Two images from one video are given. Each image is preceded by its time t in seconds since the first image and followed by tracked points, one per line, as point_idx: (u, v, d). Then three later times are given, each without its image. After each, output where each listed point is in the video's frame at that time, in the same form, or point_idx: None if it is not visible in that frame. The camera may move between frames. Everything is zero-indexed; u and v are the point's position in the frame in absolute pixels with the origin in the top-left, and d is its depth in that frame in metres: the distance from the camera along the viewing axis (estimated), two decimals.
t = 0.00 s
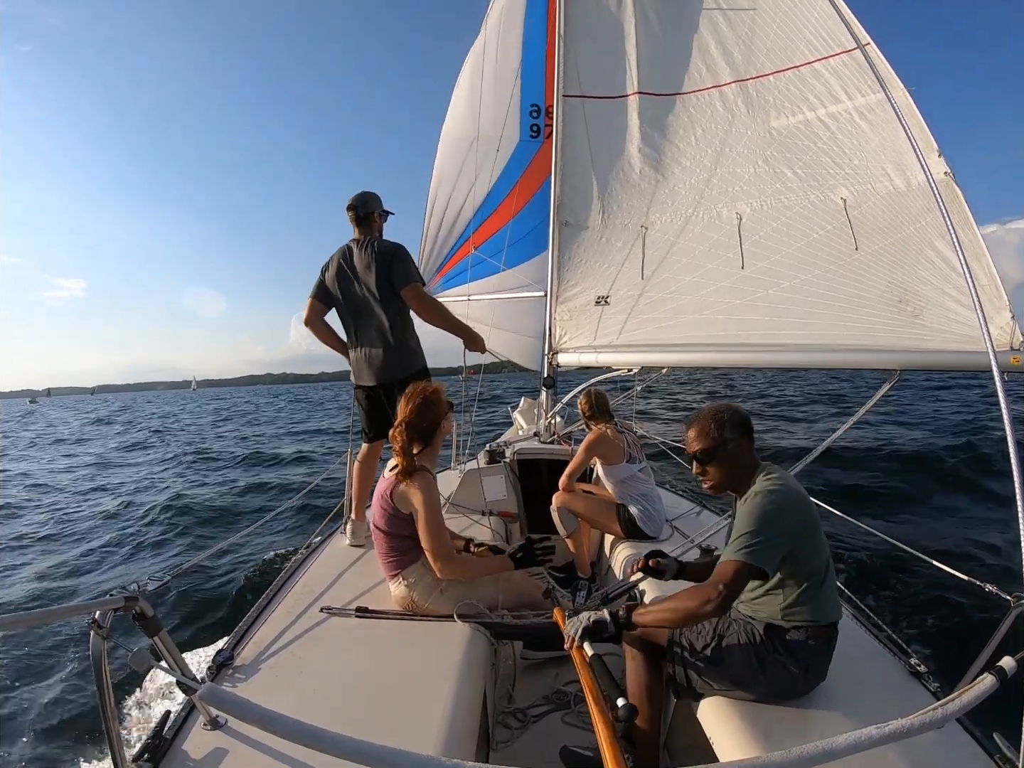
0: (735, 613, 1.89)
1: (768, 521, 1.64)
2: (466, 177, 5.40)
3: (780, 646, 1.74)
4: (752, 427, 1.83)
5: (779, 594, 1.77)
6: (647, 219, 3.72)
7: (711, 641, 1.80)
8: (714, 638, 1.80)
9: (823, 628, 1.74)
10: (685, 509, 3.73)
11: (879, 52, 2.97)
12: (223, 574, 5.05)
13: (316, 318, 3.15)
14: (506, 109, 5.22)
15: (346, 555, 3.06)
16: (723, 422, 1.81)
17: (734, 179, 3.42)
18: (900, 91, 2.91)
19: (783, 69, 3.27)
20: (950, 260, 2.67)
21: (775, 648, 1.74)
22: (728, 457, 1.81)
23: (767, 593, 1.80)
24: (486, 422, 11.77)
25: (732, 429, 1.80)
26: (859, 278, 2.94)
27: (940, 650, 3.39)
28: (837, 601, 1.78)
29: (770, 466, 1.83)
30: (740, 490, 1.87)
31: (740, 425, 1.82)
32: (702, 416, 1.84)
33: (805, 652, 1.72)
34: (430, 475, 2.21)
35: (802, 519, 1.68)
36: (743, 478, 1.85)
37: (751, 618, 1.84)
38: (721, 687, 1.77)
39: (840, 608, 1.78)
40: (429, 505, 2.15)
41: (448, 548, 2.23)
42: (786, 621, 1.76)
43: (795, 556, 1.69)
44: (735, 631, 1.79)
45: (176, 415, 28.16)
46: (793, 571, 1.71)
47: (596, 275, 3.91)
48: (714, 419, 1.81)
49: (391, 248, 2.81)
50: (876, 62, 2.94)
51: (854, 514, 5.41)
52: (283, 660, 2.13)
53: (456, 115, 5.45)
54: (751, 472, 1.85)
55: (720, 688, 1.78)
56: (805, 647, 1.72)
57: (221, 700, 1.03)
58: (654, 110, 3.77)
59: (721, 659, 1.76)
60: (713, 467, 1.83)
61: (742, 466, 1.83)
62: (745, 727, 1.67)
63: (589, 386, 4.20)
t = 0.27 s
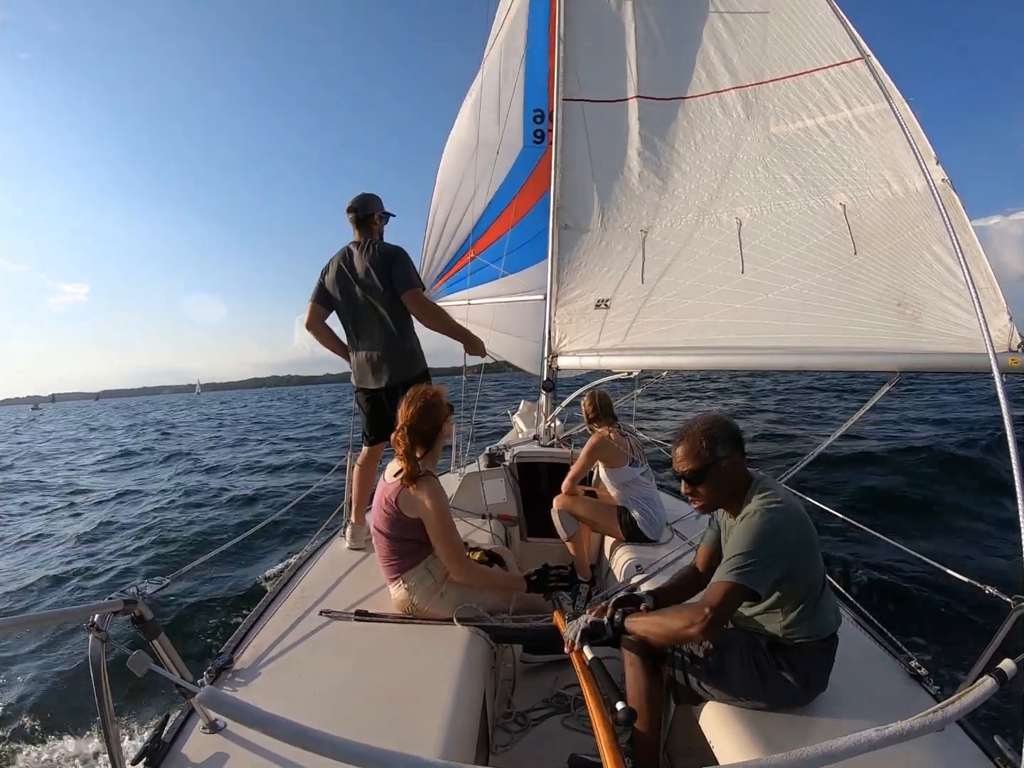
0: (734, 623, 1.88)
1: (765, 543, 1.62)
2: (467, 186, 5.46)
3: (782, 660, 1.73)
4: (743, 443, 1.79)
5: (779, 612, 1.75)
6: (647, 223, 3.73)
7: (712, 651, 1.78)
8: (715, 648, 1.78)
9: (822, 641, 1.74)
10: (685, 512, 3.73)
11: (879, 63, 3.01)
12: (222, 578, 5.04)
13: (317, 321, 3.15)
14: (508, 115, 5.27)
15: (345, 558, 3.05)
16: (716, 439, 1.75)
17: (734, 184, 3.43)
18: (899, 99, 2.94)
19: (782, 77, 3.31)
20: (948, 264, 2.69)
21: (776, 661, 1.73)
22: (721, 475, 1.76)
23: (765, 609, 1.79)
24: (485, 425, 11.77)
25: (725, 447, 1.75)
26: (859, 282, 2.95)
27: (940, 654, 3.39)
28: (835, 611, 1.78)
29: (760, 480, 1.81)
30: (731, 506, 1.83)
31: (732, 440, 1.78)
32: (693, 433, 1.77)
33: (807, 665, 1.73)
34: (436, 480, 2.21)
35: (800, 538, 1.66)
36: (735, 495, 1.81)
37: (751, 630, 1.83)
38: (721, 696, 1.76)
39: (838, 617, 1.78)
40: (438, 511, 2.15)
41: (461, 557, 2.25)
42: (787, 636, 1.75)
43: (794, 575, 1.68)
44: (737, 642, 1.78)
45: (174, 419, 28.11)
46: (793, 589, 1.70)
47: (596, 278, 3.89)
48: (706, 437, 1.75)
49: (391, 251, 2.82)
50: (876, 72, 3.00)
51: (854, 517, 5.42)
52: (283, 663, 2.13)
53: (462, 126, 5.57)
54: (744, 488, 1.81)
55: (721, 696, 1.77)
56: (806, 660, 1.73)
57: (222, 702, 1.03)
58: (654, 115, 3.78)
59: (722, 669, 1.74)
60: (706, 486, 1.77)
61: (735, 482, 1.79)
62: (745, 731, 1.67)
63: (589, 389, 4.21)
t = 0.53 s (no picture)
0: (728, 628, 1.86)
1: (754, 556, 1.61)
2: (465, 190, 5.50)
3: (779, 663, 1.73)
4: (728, 453, 1.77)
5: (770, 619, 1.75)
6: (643, 222, 3.73)
7: (708, 653, 1.76)
8: (712, 651, 1.76)
9: (816, 644, 1.74)
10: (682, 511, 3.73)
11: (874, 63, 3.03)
12: (220, 580, 5.03)
13: (312, 321, 3.15)
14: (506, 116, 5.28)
15: (343, 559, 3.05)
16: (702, 453, 1.73)
17: (730, 184, 3.44)
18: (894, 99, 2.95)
19: (777, 77, 3.33)
20: (943, 263, 2.70)
21: (773, 664, 1.73)
22: (707, 489, 1.74)
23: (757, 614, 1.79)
24: (483, 425, 11.77)
25: (709, 462, 1.73)
26: (855, 281, 2.96)
27: (937, 651, 3.40)
28: (826, 612, 1.78)
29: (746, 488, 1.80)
30: (718, 517, 1.81)
31: (718, 453, 1.76)
32: (676, 447, 1.74)
33: (804, 668, 1.73)
34: (433, 481, 2.20)
35: (788, 547, 1.65)
36: (722, 506, 1.79)
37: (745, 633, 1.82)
38: (718, 697, 1.76)
39: (829, 617, 1.78)
40: (437, 511, 2.15)
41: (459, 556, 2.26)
42: (780, 640, 1.74)
43: (784, 584, 1.67)
44: (733, 645, 1.76)
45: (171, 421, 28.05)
46: (783, 598, 1.69)
47: (593, 278, 3.88)
48: (690, 451, 1.72)
49: (387, 251, 2.82)
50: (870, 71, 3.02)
51: (851, 516, 5.43)
52: (281, 664, 2.13)
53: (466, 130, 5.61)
54: (730, 499, 1.79)
55: (718, 697, 1.77)
56: (802, 664, 1.73)
57: (220, 703, 1.03)
58: (650, 114, 3.78)
59: (719, 671, 1.74)
60: (693, 501, 1.74)
61: (721, 495, 1.77)
62: (744, 730, 1.67)
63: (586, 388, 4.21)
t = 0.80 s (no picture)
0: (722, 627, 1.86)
1: (744, 558, 1.60)
2: (465, 186, 5.44)
3: (773, 662, 1.74)
4: (718, 459, 1.76)
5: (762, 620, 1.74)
6: (643, 220, 3.72)
7: (704, 651, 1.76)
8: (707, 649, 1.75)
9: (810, 643, 1.74)
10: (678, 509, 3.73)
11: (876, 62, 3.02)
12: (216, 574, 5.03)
13: (310, 316, 3.14)
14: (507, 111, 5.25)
15: (339, 554, 3.05)
16: (692, 460, 1.72)
17: (730, 182, 3.43)
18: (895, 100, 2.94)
19: (779, 75, 3.31)
20: (942, 265, 2.69)
21: (768, 663, 1.73)
22: (697, 495, 1.73)
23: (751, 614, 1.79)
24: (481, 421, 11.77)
25: (699, 468, 1.72)
26: (855, 282, 2.95)
27: (931, 652, 3.40)
28: (819, 614, 1.77)
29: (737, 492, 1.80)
30: (707, 522, 1.81)
31: (709, 459, 1.75)
32: (666, 452, 1.73)
33: (799, 667, 1.74)
34: (422, 478, 2.18)
35: (778, 548, 1.64)
36: (712, 511, 1.79)
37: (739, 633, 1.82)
38: (711, 694, 1.76)
39: (822, 618, 1.77)
40: (416, 507, 2.13)
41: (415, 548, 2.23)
42: (772, 642, 1.74)
43: (775, 585, 1.67)
44: (728, 643, 1.75)
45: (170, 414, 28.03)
46: (776, 598, 1.69)
47: (592, 275, 3.87)
48: (680, 456, 1.72)
49: (387, 247, 2.81)
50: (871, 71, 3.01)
51: (848, 516, 5.43)
52: (276, 659, 2.13)
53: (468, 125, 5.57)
54: (719, 504, 1.79)
55: (712, 694, 1.77)
56: (797, 663, 1.74)
57: (213, 698, 1.03)
58: (651, 111, 3.76)
59: (714, 669, 1.73)
60: (682, 508, 1.74)
61: (711, 500, 1.76)
62: (737, 729, 1.67)
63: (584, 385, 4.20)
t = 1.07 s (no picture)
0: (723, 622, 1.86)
1: (747, 552, 1.60)
2: (467, 182, 5.43)
3: (775, 659, 1.74)
4: (724, 454, 1.76)
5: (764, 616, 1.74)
6: (646, 218, 3.71)
7: (706, 647, 1.76)
8: (709, 646, 1.75)
9: (813, 640, 1.74)
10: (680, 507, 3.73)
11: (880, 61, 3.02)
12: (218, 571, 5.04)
13: (315, 313, 3.14)
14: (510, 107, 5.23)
15: (341, 550, 3.05)
16: (697, 453, 1.72)
17: (734, 181, 3.42)
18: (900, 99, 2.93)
19: (784, 74, 3.31)
20: (946, 264, 2.69)
21: (770, 660, 1.74)
22: (702, 489, 1.73)
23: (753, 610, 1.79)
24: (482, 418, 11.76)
25: (704, 462, 1.72)
26: (858, 281, 2.94)
27: (932, 651, 3.41)
28: (821, 610, 1.77)
29: (741, 487, 1.80)
30: (711, 517, 1.81)
31: (714, 454, 1.75)
32: (672, 445, 1.73)
33: (801, 664, 1.74)
34: (422, 476, 2.19)
35: (780, 543, 1.65)
36: (715, 506, 1.79)
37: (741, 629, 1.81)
38: (712, 690, 1.77)
39: (824, 615, 1.77)
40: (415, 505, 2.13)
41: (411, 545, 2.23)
42: (774, 638, 1.74)
43: (778, 580, 1.67)
44: (730, 640, 1.75)
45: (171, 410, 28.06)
46: (779, 594, 1.69)
47: (596, 272, 3.86)
48: (686, 449, 1.72)
49: (392, 244, 2.81)
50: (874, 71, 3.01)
51: (849, 515, 5.43)
52: (278, 654, 2.13)
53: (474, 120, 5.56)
54: (723, 499, 1.79)
55: (713, 691, 1.77)
56: (800, 660, 1.74)
57: (217, 693, 1.03)
58: (655, 108, 3.75)
59: (716, 665, 1.73)
60: (685, 501, 1.74)
61: (715, 494, 1.77)
62: (738, 727, 1.67)
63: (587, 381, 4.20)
